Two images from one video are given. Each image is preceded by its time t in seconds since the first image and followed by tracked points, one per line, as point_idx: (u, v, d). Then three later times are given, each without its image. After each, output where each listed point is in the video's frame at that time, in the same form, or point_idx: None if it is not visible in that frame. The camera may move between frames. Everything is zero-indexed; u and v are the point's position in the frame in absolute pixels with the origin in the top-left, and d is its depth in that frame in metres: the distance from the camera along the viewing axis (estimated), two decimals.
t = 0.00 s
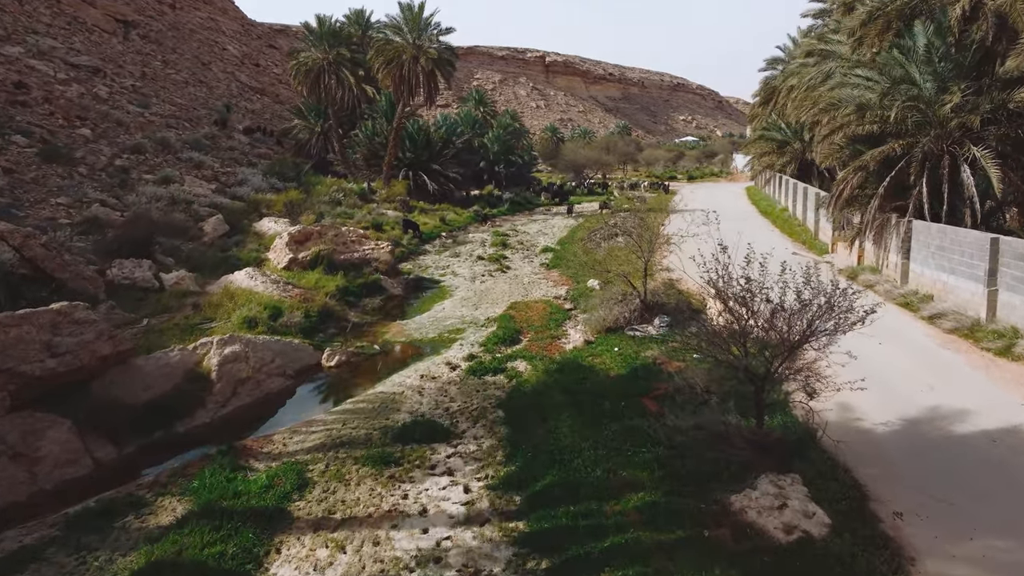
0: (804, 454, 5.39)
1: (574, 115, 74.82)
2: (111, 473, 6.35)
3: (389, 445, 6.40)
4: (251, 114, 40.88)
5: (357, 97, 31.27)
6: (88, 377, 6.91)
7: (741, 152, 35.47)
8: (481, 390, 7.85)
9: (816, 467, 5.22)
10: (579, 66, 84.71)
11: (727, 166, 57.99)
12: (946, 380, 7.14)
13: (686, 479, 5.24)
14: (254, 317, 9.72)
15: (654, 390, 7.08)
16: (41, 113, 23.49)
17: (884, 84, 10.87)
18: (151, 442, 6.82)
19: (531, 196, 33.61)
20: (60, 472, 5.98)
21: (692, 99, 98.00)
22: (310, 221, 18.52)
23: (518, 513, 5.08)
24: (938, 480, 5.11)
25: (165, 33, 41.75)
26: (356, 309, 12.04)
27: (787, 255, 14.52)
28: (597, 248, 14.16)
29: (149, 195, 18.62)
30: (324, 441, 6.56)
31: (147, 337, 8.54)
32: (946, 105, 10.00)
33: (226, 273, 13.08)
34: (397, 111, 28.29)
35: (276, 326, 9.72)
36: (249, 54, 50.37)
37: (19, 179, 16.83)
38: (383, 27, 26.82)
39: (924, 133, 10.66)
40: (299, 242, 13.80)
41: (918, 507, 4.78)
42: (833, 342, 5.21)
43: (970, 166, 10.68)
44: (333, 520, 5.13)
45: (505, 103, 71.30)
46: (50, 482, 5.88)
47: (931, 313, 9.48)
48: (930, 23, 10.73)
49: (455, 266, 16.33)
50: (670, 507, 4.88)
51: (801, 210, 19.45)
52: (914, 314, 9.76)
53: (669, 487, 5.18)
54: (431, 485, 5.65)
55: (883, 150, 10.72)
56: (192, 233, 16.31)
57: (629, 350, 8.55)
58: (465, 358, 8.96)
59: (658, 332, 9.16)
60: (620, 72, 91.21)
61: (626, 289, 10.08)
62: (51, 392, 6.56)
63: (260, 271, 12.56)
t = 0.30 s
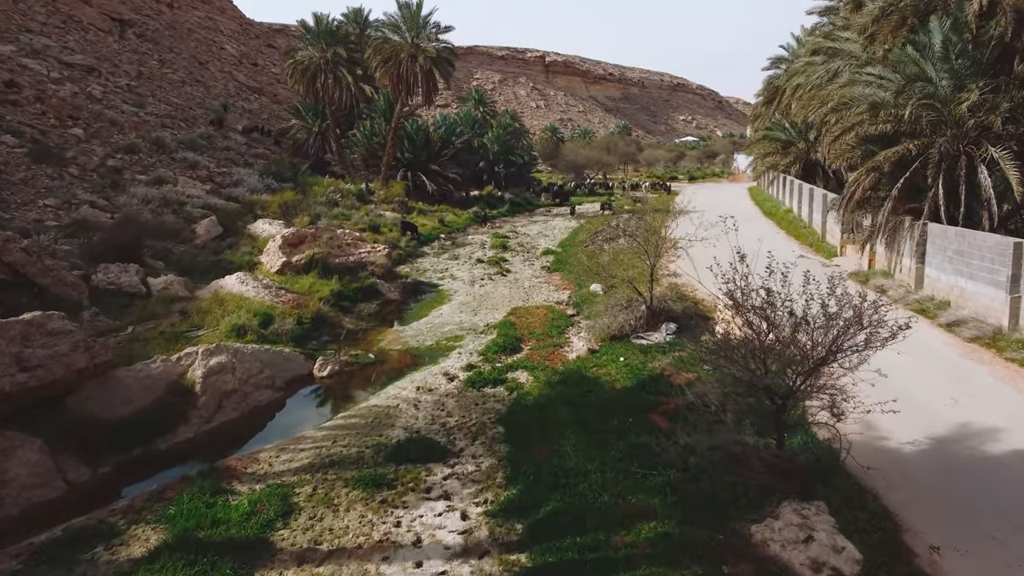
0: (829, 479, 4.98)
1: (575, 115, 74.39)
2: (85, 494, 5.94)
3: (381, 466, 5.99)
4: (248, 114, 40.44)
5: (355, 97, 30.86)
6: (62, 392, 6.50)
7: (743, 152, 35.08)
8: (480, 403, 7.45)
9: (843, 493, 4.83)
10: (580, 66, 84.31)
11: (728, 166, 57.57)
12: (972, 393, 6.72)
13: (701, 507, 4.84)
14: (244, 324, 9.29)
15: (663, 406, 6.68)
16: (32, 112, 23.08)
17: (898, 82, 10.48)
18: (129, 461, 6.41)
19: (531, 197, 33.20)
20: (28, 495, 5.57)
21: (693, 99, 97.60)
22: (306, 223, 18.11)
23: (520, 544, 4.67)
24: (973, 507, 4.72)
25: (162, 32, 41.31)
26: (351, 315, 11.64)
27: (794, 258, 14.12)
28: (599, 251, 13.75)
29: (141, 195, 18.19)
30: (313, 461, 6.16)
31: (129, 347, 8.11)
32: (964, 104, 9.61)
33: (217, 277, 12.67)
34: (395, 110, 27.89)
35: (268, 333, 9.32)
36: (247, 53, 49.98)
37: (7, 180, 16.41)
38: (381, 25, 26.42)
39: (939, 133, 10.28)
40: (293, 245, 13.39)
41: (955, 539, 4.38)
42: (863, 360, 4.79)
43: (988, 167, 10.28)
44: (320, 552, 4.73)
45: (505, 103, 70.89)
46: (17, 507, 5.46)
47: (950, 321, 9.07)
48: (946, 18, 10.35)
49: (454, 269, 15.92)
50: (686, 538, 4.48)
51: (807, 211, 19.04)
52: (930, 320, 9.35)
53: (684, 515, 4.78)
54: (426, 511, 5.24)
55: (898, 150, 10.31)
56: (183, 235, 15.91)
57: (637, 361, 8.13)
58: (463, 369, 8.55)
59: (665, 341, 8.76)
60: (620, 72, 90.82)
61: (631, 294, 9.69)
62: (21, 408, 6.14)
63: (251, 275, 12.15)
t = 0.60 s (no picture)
0: (857, 508, 4.60)
1: (575, 115, 74.03)
2: (58, 518, 5.57)
3: (374, 487, 5.61)
4: (246, 114, 40.08)
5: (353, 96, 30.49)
6: (36, 408, 6.15)
7: (746, 152, 34.72)
8: (479, 416, 7.08)
9: (871, 521, 4.46)
10: (580, 66, 83.96)
11: (728, 167, 57.21)
12: (1001, 407, 6.34)
13: (719, 535, 4.47)
14: (233, 332, 8.91)
15: (673, 421, 6.30)
16: (24, 112, 22.73)
17: (913, 80, 10.10)
18: (107, 480, 6.04)
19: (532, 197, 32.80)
20: None
21: (693, 99, 97.29)
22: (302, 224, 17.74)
23: None
24: (1016, 535, 4.34)
25: (160, 31, 40.97)
26: (346, 320, 11.26)
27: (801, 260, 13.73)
28: (602, 254, 13.39)
29: (133, 196, 17.83)
30: (301, 482, 5.78)
31: (111, 358, 7.75)
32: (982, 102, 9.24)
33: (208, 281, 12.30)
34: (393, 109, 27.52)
35: (258, 341, 8.95)
36: (246, 53, 49.62)
37: None
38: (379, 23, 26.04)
39: (955, 132, 9.91)
40: (286, 248, 13.02)
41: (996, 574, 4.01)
42: (896, 377, 4.40)
43: (1005, 167, 9.90)
44: None
45: (505, 103, 70.53)
46: None
47: (969, 328, 8.69)
48: (962, 13, 9.99)
49: (453, 271, 15.55)
50: (703, 571, 4.11)
51: (813, 212, 18.65)
52: (947, 326, 8.98)
53: (700, 545, 4.41)
54: (421, 539, 4.87)
55: (912, 150, 9.92)
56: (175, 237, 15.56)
57: (643, 370, 7.76)
58: (462, 378, 8.16)
59: (672, 350, 8.38)
60: (620, 72, 90.49)
61: (635, 298, 9.32)
62: None
63: (243, 279, 11.78)
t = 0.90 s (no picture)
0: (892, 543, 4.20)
1: (575, 115, 73.63)
2: (27, 546, 5.18)
3: (364, 514, 5.19)
4: (243, 113, 39.66)
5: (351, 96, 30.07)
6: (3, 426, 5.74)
7: (749, 152, 34.29)
8: (479, 432, 6.66)
9: (909, 558, 4.06)
10: (580, 65, 83.54)
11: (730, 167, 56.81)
12: None
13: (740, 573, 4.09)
14: (221, 341, 8.50)
15: (685, 439, 5.90)
16: (16, 111, 22.34)
17: (929, 77, 9.68)
18: (80, 502, 5.64)
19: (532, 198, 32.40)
20: None
21: (693, 99, 96.89)
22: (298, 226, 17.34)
23: None
24: None
25: (156, 30, 40.55)
26: (340, 326, 10.85)
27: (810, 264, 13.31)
28: (605, 257, 12.98)
29: (125, 197, 17.43)
30: (286, 507, 5.37)
31: (90, 370, 7.34)
32: (1003, 100, 8.83)
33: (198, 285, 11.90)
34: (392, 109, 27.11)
35: (247, 350, 8.53)
36: (244, 52, 49.21)
37: None
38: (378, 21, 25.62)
39: (972, 132, 9.50)
40: (280, 251, 12.62)
41: None
42: (938, 401, 3.96)
43: None
44: None
45: (505, 103, 70.13)
46: None
47: (991, 336, 8.27)
48: (981, 7, 9.57)
49: (452, 275, 15.14)
50: None
51: (820, 213, 18.23)
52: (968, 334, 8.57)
53: None
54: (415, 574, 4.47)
55: (928, 150, 9.51)
56: (166, 240, 15.16)
57: (651, 381, 7.34)
58: (461, 390, 7.75)
59: (681, 360, 7.97)
60: (620, 71, 90.08)
61: (642, 304, 8.91)
62: None
63: (235, 284, 11.38)
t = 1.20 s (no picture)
0: None
1: (575, 115, 73.28)
2: None
3: (354, 542, 4.82)
4: (241, 113, 39.27)
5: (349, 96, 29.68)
6: None
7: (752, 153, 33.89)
8: (477, 447, 6.30)
9: None
10: (580, 65, 83.11)
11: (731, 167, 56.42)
12: None
13: None
14: (208, 351, 8.14)
15: (697, 459, 5.54)
16: (7, 111, 21.98)
17: (946, 74, 9.28)
18: (52, 526, 5.29)
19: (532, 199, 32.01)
20: None
21: (694, 99, 96.51)
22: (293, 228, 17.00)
23: None
24: None
25: (154, 29, 40.16)
26: (335, 333, 10.49)
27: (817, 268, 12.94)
28: (608, 260, 12.60)
29: (116, 198, 17.06)
30: (270, 534, 5.00)
31: (69, 383, 6.99)
32: None
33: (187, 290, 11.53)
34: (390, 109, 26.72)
35: (236, 360, 8.17)
36: (242, 52, 48.82)
37: None
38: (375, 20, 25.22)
39: (991, 131, 9.09)
40: (273, 255, 12.24)
41: None
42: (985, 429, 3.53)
43: None
44: None
45: (505, 103, 69.75)
46: None
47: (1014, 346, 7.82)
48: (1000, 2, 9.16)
49: (450, 278, 14.76)
50: None
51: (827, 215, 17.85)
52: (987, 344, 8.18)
53: None
54: None
55: (946, 150, 9.11)
56: (158, 243, 14.82)
57: (659, 394, 6.97)
58: (459, 403, 7.37)
59: (690, 371, 7.60)
60: (620, 71, 89.67)
61: (647, 309, 8.49)
62: None
63: (226, 289, 11.02)
